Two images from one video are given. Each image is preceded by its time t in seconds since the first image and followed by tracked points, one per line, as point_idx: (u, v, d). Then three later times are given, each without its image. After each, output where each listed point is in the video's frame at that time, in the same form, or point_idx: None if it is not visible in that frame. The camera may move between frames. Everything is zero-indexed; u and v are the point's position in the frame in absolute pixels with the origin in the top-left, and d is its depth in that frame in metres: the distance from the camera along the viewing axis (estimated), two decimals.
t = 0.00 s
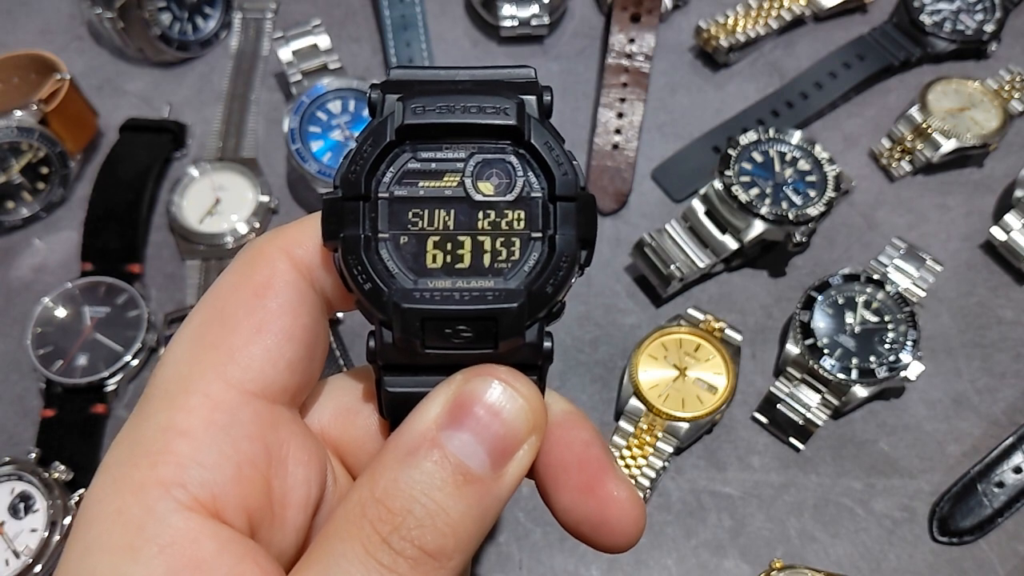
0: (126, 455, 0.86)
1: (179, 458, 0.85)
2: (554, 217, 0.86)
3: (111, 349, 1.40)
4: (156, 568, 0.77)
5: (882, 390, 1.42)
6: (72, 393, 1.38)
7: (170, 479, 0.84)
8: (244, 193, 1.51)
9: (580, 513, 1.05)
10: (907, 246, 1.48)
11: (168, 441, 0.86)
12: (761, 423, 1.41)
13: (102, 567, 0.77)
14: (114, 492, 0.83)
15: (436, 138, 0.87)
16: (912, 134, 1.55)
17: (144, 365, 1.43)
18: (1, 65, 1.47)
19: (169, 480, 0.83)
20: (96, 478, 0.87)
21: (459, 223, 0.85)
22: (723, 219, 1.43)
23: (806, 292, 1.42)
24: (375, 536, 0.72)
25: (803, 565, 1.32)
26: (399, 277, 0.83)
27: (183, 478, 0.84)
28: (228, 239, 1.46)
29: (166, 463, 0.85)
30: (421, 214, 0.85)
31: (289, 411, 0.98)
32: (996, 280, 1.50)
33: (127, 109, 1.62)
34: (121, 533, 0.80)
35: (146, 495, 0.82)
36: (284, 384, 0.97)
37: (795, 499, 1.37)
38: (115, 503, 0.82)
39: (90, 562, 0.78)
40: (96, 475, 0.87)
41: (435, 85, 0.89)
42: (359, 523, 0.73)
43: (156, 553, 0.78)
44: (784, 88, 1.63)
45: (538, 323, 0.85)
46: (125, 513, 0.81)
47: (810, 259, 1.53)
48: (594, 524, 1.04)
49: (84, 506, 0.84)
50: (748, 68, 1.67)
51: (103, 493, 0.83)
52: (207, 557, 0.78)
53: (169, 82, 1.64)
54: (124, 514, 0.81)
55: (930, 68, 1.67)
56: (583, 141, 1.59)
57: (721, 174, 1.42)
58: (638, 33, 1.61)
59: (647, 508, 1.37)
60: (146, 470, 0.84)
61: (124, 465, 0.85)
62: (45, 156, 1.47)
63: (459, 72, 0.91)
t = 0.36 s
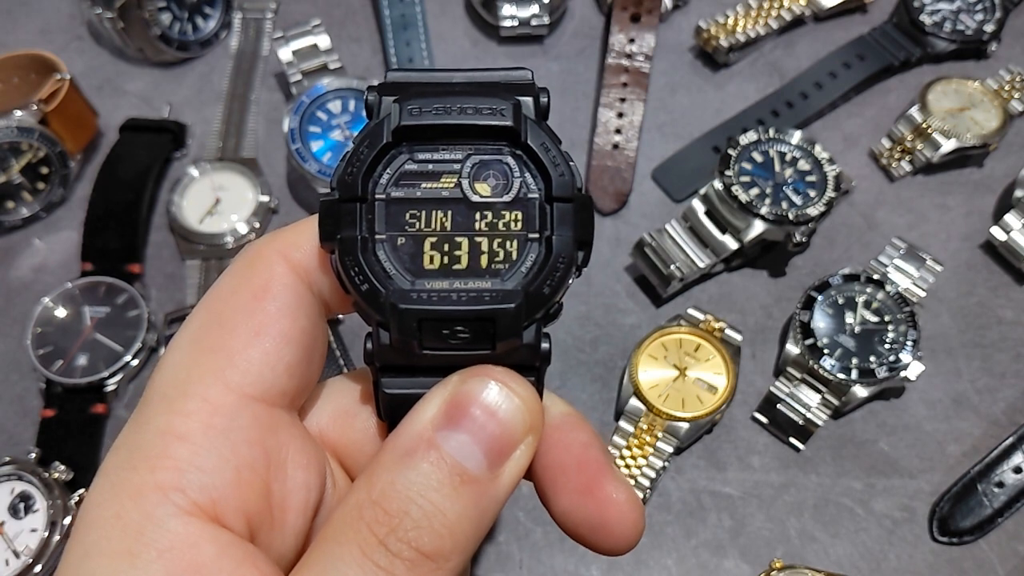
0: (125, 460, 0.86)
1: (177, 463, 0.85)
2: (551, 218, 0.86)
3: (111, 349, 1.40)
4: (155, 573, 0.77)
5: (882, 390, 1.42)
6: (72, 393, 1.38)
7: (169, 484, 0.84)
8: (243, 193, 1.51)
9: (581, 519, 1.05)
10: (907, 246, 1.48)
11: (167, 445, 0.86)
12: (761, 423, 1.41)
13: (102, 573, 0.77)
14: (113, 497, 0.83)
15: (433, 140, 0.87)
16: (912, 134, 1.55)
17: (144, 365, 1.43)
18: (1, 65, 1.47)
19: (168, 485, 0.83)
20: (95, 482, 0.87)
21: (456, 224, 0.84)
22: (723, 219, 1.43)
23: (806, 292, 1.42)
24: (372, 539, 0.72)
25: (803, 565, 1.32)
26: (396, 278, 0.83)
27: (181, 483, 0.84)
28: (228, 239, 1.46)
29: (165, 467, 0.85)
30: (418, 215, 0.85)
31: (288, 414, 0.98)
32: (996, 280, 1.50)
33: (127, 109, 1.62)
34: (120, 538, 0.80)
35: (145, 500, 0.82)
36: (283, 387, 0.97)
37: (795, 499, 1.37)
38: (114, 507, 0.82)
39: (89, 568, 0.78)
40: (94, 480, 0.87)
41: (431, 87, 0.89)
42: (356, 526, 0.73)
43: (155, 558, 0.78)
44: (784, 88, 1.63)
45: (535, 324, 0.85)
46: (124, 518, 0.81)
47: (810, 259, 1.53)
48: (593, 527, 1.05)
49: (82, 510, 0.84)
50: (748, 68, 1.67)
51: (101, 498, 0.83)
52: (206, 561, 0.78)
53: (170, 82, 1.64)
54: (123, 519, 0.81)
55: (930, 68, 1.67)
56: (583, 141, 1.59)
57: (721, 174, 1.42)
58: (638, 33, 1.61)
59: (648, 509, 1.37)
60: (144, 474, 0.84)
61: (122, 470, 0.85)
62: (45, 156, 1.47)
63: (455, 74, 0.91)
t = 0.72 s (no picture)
0: (133, 462, 0.86)
1: (185, 465, 0.85)
2: (558, 219, 0.86)
3: (111, 348, 1.40)
4: None
5: (882, 390, 1.42)
6: (72, 393, 1.38)
7: (177, 486, 0.84)
8: (244, 193, 1.51)
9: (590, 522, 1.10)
10: (907, 246, 1.48)
11: (174, 447, 0.87)
12: (761, 423, 1.41)
13: None
14: (121, 500, 0.83)
15: (439, 140, 0.87)
16: (912, 134, 1.55)
17: (144, 365, 1.43)
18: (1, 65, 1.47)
19: (176, 487, 0.84)
20: (103, 485, 0.87)
21: (463, 223, 0.84)
22: (723, 219, 1.43)
23: (806, 292, 1.42)
24: (377, 538, 0.72)
25: (803, 565, 1.32)
26: (402, 277, 0.83)
27: (189, 485, 0.84)
28: (228, 239, 1.47)
29: (172, 469, 0.85)
30: (424, 215, 0.85)
31: (295, 415, 0.98)
32: (996, 280, 1.50)
33: (127, 109, 1.62)
34: (128, 541, 0.80)
35: (153, 503, 0.82)
36: (290, 388, 0.97)
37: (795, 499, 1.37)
38: (122, 510, 0.82)
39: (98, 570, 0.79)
40: (103, 482, 0.87)
41: (438, 87, 0.90)
42: (362, 526, 0.73)
43: (163, 560, 0.78)
44: (784, 88, 1.63)
45: (541, 324, 0.85)
46: (132, 520, 0.81)
47: (810, 259, 1.53)
48: (599, 530, 1.10)
49: (90, 513, 0.85)
50: (748, 68, 1.67)
51: (109, 501, 0.84)
52: (214, 564, 0.78)
53: (169, 82, 1.64)
54: (131, 522, 0.81)
55: (930, 68, 1.67)
56: (583, 141, 1.59)
57: (721, 174, 1.42)
58: (638, 33, 1.61)
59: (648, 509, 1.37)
60: (152, 477, 0.84)
61: (130, 472, 0.85)
62: (45, 156, 1.47)
63: (462, 75, 0.91)
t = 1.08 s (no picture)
0: (136, 469, 0.86)
1: (188, 472, 0.85)
2: (555, 223, 0.86)
3: (111, 349, 1.40)
4: None
5: (883, 390, 1.42)
6: (72, 393, 1.38)
7: (179, 493, 0.84)
8: (244, 193, 1.51)
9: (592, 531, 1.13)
10: (907, 246, 1.48)
11: (177, 455, 0.87)
12: (761, 423, 1.41)
13: None
14: (125, 508, 0.83)
15: (437, 142, 0.87)
16: (912, 134, 1.55)
17: (144, 365, 1.43)
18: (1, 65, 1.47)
19: (180, 495, 0.84)
20: (106, 492, 0.87)
21: (460, 226, 0.84)
22: (723, 219, 1.43)
23: (806, 292, 1.42)
24: (367, 538, 0.72)
25: (803, 565, 1.32)
26: (398, 279, 0.83)
27: (193, 492, 0.84)
28: (228, 239, 1.47)
29: (175, 477, 0.85)
30: (421, 217, 0.85)
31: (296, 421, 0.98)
32: (996, 280, 1.50)
33: (127, 109, 1.62)
34: (132, 548, 0.80)
35: (157, 510, 0.82)
36: (291, 394, 0.97)
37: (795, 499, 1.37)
38: (126, 518, 0.82)
39: None
40: (105, 490, 0.87)
41: (438, 91, 0.90)
42: (353, 527, 0.73)
43: (167, 567, 0.78)
44: (784, 88, 1.63)
45: (538, 327, 0.85)
46: (136, 528, 0.81)
47: (810, 259, 1.53)
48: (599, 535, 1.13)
49: (93, 521, 0.85)
50: (748, 68, 1.67)
51: (112, 509, 0.83)
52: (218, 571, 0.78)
53: (169, 82, 1.64)
54: (135, 529, 0.81)
55: (930, 68, 1.67)
56: (583, 141, 1.59)
57: (721, 174, 1.42)
58: (638, 33, 1.61)
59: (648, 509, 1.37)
60: (155, 484, 0.84)
61: (133, 480, 0.85)
62: (45, 156, 1.47)
63: (461, 78, 0.92)
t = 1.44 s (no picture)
0: (144, 478, 0.88)
1: (195, 482, 0.87)
2: (559, 227, 0.85)
3: (111, 349, 1.40)
4: None
5: (882, 390, 1.42)
6: (72, 393, 1.38)
7: (187, 502, 0.86)
8: (244, 193, 1.51)
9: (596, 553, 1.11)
10: (907, 247, 1.48)
11: (184, 465, 0.88)
12: (761, 423, 1.41)
13: None
14: (133, 517, 0.85)
15: (443, 146, 0.87)
16: (912, 134, 1.55)
17: (144, 365, 1.43)
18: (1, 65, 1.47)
19: (186, 504, 0.86)
20: (115, 499, 0.89)
21: (465, 230, 0.85)
22: (723, 219, 1.43)
23: (806, 292, 1.42)
24: (364, 542, 0.73)
25: (803, 565, 1.34)
26: (401, 280, 0.83)
27: (200, 502, 0.86)
28: (228, 239, 1.47)
29: (182, 487, 0.87)
30: (426, 220, 0.85)
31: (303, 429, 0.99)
32: (996, 280, 1.50)
33: (127, 109, 1.62)
34: (141, 556, 0.82)
35: (165, 520, 0.84)
36: (297, 403, 0.98)
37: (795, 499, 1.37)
38: (134, 527, 0.84)
39: None
40: (114, 497, 0.89)
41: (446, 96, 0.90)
42: (348, 530, 0.73)
43: None
44: (784, 88, 1.63)
45: (540, 331, 0.84)
46: (144, 537, 0.84)
47: (810, 259, 1.53)
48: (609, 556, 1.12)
49: (103, 527, 0.87)
50: (748, 68, 1.67)
51: (121, 516, 0.86)
52: None
53: (169, 82, 1.64)
54: (143, 539, 0.83)
55: (930, 68, 1.67)
56: (583, 141, 1.59)
57: (721, 174, 1.42)
58: (638, 33, 1.61)
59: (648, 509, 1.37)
60: (163, 494, 0.86)
61: (141, 489, 0.87)
62: (45, 156, 1.47)
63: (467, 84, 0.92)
